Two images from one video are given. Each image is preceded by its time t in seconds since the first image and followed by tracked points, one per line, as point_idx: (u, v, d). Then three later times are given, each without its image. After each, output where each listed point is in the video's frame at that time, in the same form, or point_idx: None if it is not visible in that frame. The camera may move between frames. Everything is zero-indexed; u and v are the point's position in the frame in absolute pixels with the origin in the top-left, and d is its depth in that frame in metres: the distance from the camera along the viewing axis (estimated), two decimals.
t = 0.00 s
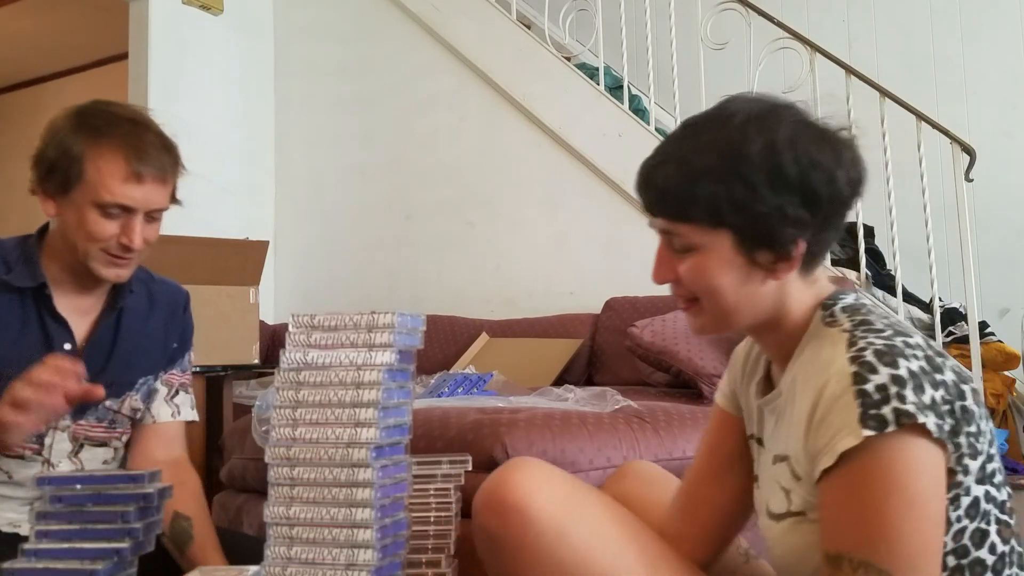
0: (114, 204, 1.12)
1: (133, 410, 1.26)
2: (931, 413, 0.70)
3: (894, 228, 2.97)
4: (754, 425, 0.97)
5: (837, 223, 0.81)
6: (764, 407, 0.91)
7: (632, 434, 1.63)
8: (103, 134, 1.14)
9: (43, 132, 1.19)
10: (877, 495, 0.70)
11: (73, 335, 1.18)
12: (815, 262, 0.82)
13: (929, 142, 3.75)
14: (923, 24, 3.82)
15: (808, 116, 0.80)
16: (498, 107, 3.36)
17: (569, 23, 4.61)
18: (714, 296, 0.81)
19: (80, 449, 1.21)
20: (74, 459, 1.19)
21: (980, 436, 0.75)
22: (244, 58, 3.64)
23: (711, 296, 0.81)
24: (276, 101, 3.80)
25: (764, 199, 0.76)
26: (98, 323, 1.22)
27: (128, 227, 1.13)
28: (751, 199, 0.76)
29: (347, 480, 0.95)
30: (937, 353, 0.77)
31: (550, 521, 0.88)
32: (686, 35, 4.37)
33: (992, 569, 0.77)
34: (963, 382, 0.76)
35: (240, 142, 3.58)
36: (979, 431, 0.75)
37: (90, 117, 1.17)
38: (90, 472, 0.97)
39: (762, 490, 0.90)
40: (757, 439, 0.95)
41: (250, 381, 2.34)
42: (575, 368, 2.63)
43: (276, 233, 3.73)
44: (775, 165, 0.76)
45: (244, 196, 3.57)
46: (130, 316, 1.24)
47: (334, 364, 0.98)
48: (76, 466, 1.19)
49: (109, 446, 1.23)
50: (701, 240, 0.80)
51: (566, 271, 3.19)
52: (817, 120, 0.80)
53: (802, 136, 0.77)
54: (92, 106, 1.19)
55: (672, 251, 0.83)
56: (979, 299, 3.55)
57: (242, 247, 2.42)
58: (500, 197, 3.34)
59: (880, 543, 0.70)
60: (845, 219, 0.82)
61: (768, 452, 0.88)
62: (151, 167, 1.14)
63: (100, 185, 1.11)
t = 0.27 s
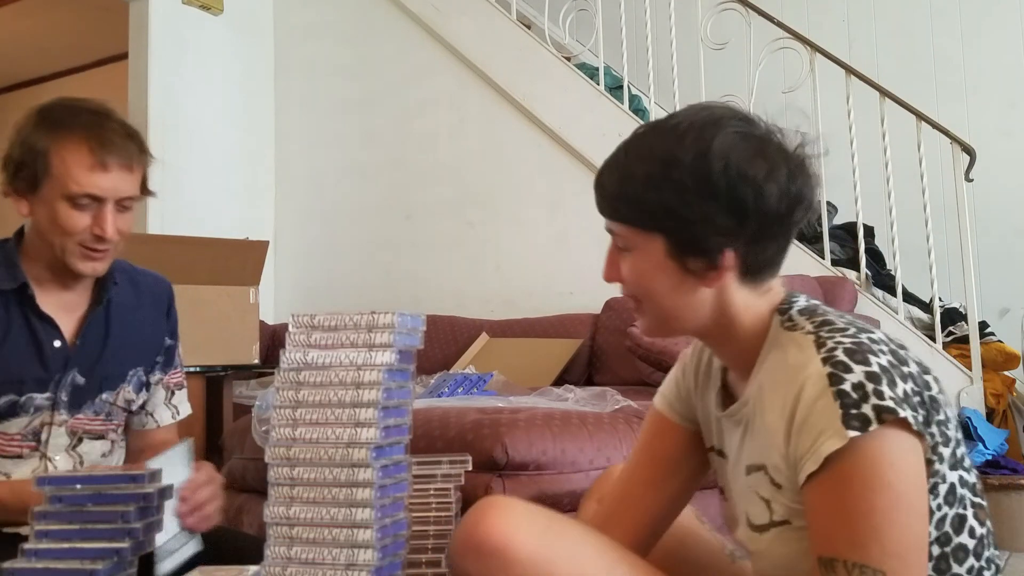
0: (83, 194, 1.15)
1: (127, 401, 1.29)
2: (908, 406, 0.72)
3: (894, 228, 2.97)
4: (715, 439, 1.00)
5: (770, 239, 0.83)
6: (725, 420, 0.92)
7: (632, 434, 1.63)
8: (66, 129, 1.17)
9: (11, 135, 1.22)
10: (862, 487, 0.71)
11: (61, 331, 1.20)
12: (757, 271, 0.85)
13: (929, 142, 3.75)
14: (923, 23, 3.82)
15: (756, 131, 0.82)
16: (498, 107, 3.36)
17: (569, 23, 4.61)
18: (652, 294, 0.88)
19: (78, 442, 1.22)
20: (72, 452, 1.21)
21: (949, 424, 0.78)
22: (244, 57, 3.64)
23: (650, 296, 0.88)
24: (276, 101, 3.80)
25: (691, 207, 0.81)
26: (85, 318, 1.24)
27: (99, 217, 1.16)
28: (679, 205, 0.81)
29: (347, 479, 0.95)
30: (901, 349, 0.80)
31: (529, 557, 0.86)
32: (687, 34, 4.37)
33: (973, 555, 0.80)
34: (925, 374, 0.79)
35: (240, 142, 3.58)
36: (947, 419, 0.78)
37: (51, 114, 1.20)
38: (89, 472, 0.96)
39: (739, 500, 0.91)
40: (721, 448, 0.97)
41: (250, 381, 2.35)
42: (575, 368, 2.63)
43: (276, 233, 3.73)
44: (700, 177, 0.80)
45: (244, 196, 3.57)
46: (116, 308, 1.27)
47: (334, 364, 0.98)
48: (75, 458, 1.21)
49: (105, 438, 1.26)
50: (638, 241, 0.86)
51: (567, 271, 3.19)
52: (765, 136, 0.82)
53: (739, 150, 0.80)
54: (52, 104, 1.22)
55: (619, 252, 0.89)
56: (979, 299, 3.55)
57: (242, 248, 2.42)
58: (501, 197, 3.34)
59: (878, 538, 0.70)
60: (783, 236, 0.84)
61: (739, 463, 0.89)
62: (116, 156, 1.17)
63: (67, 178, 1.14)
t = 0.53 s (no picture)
0: (77, 182, 1.16)
1: (124, 400, 1.29)
2: (862, 416, 0.73)
3: (894, 228, 2.96)
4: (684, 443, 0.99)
5: (713, 256, 0.83)
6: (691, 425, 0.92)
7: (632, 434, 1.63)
8: (59, 121, 1.19)
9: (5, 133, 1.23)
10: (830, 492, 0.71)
11: (60, 327, 1.20)
12: (707, 283, 0.85)
13: (929, 142, 3.75)
14: (924, 23, 3.82)
15: (720, 148, 0.81)
16: (498, 107, 3.36)
17: (569, 23, 4.61)
18: (604, 289, 0.90)
19: (76, 438, 1.22)
20: (69, 448, 1.20)
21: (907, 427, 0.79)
22: (244, 57, 3.64)
23: (602, 291, 0.90)
24: (276, 101, 3.80)
25: (632, 207, 0.83)
26: (85, 315, 1.24)
27: (93, 206, 1.17)
28: (621, 204, 0.83)
29: (348, 479, 0.95)
30: (857, 354, 0.80)
31: None
32: (687, 34, 4.37)
33: (935, 550, 0.82)
34: (882, 377, 0.79)
35: (240, 142, 3.58)
36: (906, 421, 0.79)
37: (42, 109, 1.21)
38: (89, 472, 0.95)
39: (705, 504, 0.92)
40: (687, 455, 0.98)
41: (250, 381, 2.35)
42: (575, 368, 2.61)
43: (276, 233, 3.73)
44: (644, 178, 0.81)
45: (245, 196, 3.57)
46: (112, 306, 1.27)
47: (335, 364, 0.98)
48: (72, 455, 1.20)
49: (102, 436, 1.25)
50: (593, 233, 0.88)
51: (567, 271, 3.19)
52: (727, 155, 0.81)
53: (691, 164, 0.79)
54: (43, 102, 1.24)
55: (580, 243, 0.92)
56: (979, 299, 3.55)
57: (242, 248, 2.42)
58: (501, 197, 3.34)
59: (841, 551, 0.70)
60: (731, 257, 0.83)
61: (704, 467, 0.90)
62: (108, 145, 1.18)
63: (59, 168, 1.15)
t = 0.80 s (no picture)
0: (91, 178, 1.20)
1: (129, 402, 1.29)
2: (846, 420, 0.73)
3: (894, 228, 2.97)
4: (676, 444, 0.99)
5: (703, 258, 0.83)
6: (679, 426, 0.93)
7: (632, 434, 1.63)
8: (73, 121, 1.23)
9: (21, 137, 1.28)
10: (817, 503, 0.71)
11: (67, 326, 1.21)
12: (695, 283, 0.85)
13: (929, 142, 3.75)
14: (923, 23, 3.83)
15: (714, 149, 0.81)
16: (498, 107, 3.36)
17: (569, 23, 4.61)
18: (592, 288, 0.90)
19: (80, 437, 1.21)
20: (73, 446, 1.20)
21: (894, 430, 0.79)
22: (244, 58, 3.64)
23: (590, 290, 0.90)
24: (276, 101, 3.80)
25: (623, 206, 0.83)
26: (93, 314, 1.25)
27: (107, 201, 1.20)
28: (612, 203, 0.83)
29: (348, 479, 0.95)
30: (842, 357, 0.80)
31: None
32: (687, 34, 4.37)
33: (922, 555, 0.82)
34: (867, 381, 0.79)
35: (240, 142, 3.58)
36: (893, 425, 0.79)
37: (57, 111, 1.25)
38: (90, 472, 0.95)
39: (693, 506, 0.93)
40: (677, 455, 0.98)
41: (250, 382, 2.35)
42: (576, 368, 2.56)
43: (276, 233, 3.73)
44: (636, 177, 0.81)
45: (245, 196, 3.57)
46: (120, 307, 1.29)
47: (335, 364, 0.98)
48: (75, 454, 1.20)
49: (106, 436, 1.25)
50: (583, 232, 0.88)
51: (567, 271, 3.19)
52: (721, 157, 0.81)
53: (684, 165, 0.79)
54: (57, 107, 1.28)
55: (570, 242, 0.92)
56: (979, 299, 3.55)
57: (242, 248, 2.42)
58: (501, 197, 3.34)
59: (821, 559, 0.70)
60: (721, 258, 0.84)
61: (692, 466, 0.90)
62: (122, 143, 1.23)
63: (75, 165, 1.19)
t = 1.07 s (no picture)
0: (114, 179, 1.22)
1: (136, 405, 1.29)
2: (842, 414, 0.72)
3: (894, 228, 2.96)
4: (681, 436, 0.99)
5: (714, 232, 0.83)
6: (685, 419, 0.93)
7: (633, 434, 1.63)
8: (96, 123, 1.25)
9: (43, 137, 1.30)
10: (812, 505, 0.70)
11: (81, 327, 1.22)
12: (706, 264, 0.85)
13: (929, 142, 3.75)
14: (923, 24, 3.83)
15: (696, 128, 0.81)
16: (498, 106, 3.36)
17: (569, 23, 4.61)
18: (604, 289, 0.89)
19: (87, 438, 1.22)
20: (80, 447, 1.21)
21: (896, 428, 0.79)
22: (244, 58, 3.64)
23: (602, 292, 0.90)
24: (276, 101, 3.80)
25: (627, 201, 0.82)
26: (106, 317, 1.26)
27: (128, 202, 1.23)
28: (615, 200, 0.83)
29: (347, 479, 0.95)
30: (845, 351, 0.79)
31: None
32: (687, 34, 4.37)
33: (921, 557, 0.82)
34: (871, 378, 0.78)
35: (240, 142, 3.58)
36: (895, 423, 0.79)
37: (79, 113, 1.27)
38: (90, 472, 0.95)
39: (694, 500, 0.94)
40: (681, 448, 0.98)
41: (250, 381, 2.34)
42: (575, 368, 2.61)
43: (276, 233, 3.73)
44: (633, 170, 0.80)
45: (245, 196, 3.57)
46: (132, 311, 1.29)
47: (334, 364, 0.98)
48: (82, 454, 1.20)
49: (112, 438, 1.25)
50: (590, 238, 0.88)
51: (567, 271, 3.19)
52: (707, 132, 0.81)
53: (676, 148, 0.79)
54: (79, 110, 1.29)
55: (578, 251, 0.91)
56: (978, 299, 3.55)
57: (243, 247, 2.42)
58: (501, 197, 3.33)
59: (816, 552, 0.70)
60: (729, 228, 0.84)
61: (694, 459, 0.91)
62: (146, 146, 1.25)
63: (97, 164, 1.21)
